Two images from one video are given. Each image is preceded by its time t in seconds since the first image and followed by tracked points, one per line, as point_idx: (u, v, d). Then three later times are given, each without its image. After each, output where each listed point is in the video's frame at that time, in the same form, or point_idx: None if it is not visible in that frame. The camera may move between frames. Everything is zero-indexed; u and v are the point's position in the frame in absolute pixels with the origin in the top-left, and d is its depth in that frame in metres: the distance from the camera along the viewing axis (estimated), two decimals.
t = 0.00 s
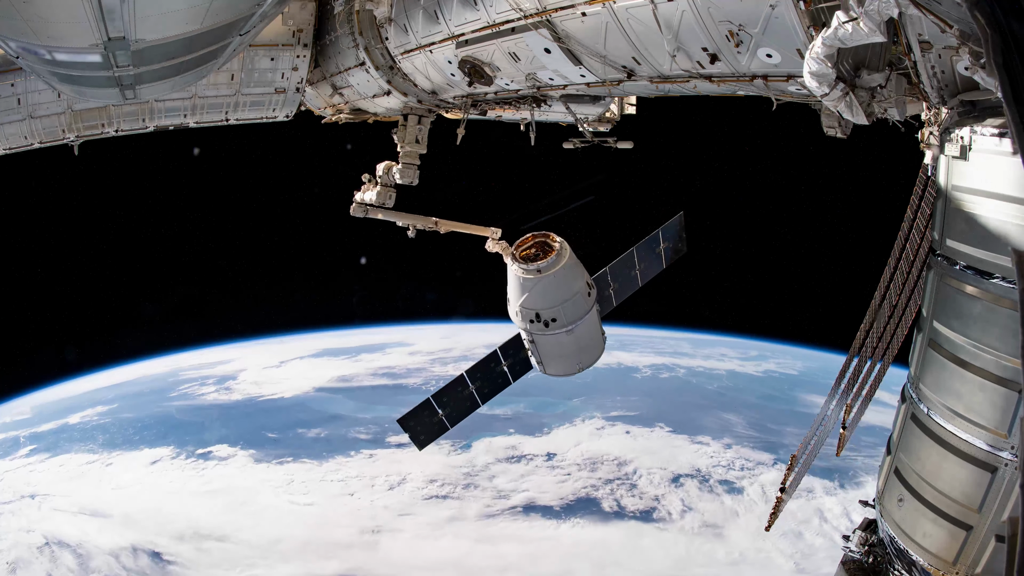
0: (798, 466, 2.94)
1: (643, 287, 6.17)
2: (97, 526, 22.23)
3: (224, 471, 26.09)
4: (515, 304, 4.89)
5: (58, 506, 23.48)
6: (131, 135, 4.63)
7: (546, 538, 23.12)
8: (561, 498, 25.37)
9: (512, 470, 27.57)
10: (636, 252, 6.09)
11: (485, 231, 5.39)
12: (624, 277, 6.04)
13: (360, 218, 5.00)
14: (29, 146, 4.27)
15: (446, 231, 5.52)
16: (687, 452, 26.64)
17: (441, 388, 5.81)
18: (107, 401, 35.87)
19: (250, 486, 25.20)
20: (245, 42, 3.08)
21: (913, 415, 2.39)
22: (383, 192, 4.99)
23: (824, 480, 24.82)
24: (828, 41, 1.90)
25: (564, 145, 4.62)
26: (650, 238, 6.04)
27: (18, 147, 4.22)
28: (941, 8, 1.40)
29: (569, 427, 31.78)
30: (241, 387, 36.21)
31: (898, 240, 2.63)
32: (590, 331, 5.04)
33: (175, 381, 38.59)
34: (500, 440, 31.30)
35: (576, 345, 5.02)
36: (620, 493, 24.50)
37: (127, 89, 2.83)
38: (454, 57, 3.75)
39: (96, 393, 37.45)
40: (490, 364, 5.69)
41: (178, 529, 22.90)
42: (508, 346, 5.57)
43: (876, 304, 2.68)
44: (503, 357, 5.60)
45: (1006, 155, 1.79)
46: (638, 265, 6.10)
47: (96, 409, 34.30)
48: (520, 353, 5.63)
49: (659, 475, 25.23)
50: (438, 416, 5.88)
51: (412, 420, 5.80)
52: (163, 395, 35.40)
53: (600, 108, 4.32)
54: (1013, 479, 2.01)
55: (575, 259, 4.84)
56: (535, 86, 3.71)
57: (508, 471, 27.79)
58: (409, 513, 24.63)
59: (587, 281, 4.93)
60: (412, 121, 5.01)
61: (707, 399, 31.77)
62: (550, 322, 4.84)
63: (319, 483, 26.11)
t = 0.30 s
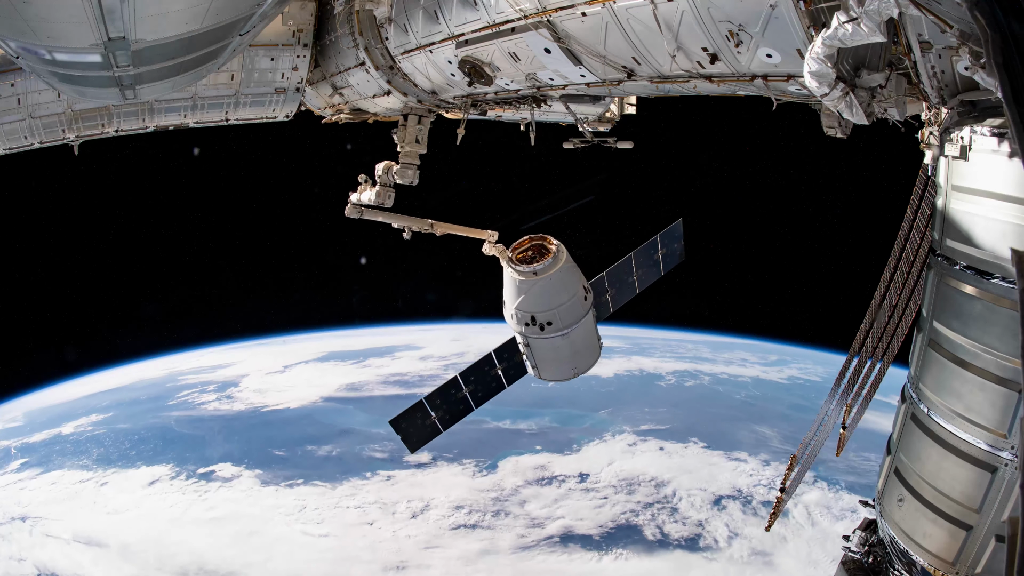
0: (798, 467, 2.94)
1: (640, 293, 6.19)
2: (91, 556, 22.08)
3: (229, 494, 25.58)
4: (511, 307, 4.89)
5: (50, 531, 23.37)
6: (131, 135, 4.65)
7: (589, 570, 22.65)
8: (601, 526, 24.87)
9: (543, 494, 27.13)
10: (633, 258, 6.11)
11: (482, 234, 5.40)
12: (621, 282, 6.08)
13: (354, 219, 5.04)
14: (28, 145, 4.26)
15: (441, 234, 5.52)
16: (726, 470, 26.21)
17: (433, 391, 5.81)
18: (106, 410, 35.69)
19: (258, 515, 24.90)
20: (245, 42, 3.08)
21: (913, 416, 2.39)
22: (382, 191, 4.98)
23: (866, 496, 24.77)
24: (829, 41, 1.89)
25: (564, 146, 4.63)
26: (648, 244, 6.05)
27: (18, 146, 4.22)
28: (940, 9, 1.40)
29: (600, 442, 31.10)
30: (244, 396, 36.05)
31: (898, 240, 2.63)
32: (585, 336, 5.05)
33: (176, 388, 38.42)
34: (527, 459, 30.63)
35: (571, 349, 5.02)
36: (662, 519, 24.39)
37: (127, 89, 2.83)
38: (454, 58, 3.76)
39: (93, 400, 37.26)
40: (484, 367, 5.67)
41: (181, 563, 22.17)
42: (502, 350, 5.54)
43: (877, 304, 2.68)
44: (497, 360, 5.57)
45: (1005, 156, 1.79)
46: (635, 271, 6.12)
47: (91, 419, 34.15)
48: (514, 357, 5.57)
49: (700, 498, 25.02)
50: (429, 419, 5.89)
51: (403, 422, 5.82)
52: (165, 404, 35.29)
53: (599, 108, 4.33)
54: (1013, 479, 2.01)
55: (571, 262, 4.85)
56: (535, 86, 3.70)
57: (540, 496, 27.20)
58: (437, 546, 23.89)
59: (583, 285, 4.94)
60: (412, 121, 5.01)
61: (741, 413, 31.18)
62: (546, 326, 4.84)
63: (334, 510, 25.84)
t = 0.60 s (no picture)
0: (798, 467, 2.94)
1: (637, 300, 6.18)
2: None
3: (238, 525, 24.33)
4: (507, 309, 4.89)
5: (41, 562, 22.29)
6: (131, 135, 4.65)
7: None
8: (648, 558, 23.49)
9: (582, 523, 25.72)
10: (632, 264, 6.11)
11: (478, 237, 5.40)
12: (620, 288, 6.07)
13: (348, 220, 5.09)
14: (28, 145, 4.26)
15: (436, 236, 5.53)
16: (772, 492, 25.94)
17: (427, 393, 5.80)
18: (103, 421, 35.27)
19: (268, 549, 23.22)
20: (245, 43, 3.08)
21: (913, 416, 2.39)
22: (381, 191, 4.97)
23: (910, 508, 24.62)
24: (829, 41, 1.89)
25: (564, 145, 4.63)
26: (647, 250, 6.06)
27: (18, 146, 4.21)
28: (940, 8, 1.40)
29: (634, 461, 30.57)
30: (246, 408, 35.76)
31: (898, 240, 2.63)
32: (580, 341, 5.06)
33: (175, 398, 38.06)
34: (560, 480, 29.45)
35: (566, 354, 5.02)
36: (712, 549, 23.60)
37: (127, 90, 2.84)
38: (454, 58, 3.76)
39: (90, 410, 36.84)
40: (478, 370, 5.68)
41: None
42: (497, 354, 5.56)
43: (877, 304, 2.68)
44: (492, 364, 5.60)
45: (1005, 157, 1.79)
46: (633, 277, 6.12)
47: (85, 431, 33.72)
48: (509, 361, 5.62)
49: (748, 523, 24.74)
50: (422, 422, 5.88)
51: (395, 423, 5.81)
52: (164, 416, 34.88)
53: (599, 108, 4.34)
54: (1013, 478, 2.01)
55: (568, 265, 4.86)
56: (535, 86, 3.71)
57: (578, 524, 25.61)
58: None
59: (579, 288, 4.94)
60: (412, 121, 5.01)
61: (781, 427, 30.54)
62: (541, 329, 4.84)
63: (353, 544, 24.18)
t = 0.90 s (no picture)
0: (797, 467, 2.94)
1: (634, 306, 6.20)
2: None
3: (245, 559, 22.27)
4: (502, 312, 4.88)
5: None
6: (131, 135, 4.67)
7: None
8: None
9: (625, 554, 23.85)
10: (629, 270, 6.10)
11: (475, 240, 5.41)
12: (615, 294, 6.09)
13: (343, 221, 5.15)
14: (28, 145, 4.27)
15: (432, 238, 5.55)
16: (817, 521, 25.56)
17: (420, 396, 5.79)
18: (99, 432, 34.66)
19: None
20: (245, 43, 3.09)
21: (913, 415, 2.39)
22: (381, 191, 4.98)
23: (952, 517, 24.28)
24: (829, 41, 1.89)
25: (564, 145, 4.63)
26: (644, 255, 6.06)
27: (18, 146, 4.22)
28: (941, 8, 1.40)
29: (674, 483, 29.52)
30: (248, 421, 35.29)
31: (898, 240, 2.63)
32: (576, 345, 5.06)
33: (174, 408, 37.52)
34: (598, 506, 27.91)
35: (561, 358, 5.03)
36: None
37: (127, 89, 2.84)
38: (454, 58, 3.76)
39: (85, 421, 36.18)
40: (473, 373, 5.68)
41: None
42: (493, 357, 5.59)
43: (877, 304, 2.68)
44: (487, 367, 5.63)
45: (1004, 159, 1.80)
46: (630, 283, 6.12)
47: (80, 444, 33.05)
48: (504, 365, 5.66)
49: (795, 549, 24.43)
50: (415, 424, 5.88)
51: (387, 425, 5.81)
52: (164, 431, 34.22)
53: (599, 108, 4.34)
54: (1013, 478, 2.01)
55: (564, 268, 4.85)
56: (535, 86, 3.71)
57: (623, 556, 23.75)
58: None
59: (575, 292, 4.93)
60: (412, 121, 5.01)
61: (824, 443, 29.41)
62: (537, 332, 4.84)
63: None
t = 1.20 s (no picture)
0: (797, 467, 2.94)
1: (631, 313, 6.21)
2: None
3: None
4: (498, 315, 4.88)
5: None
6: (131, 135, 4.68)
7: None
8: None
9: None
10: (627, 276, 6.12)
11: (471, 243, 5.42)
12: (613, 300, 6.09)
13: (338, 224, 5.19)
14: (28, 145, 4.28)
15: (428, 240, 5.56)
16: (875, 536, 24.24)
17: (413, 398, 5.80)
18: (93, 446, 33.81)
19: None
20: (246, 43, 3.09)
21: (913, 415, 2.39)
22: (380, 190, 4.98)
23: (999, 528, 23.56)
24: (829, 41, 1.89)
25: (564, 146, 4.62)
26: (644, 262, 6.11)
27: (18, 146, 4.23)
28: (940, 9, 1.40)
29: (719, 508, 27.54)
30: (252, 435, 34.46)
31: (898, 241, 2.63)
32: (571, 351, 5.06)
33: (173, 421, 36.67)
34: (641, 535, 25.95)
35: (557, 363, 5.02)
36: None
37: (127, 89, 2.84)
38: (454, 58, 3.75)
39: (79, 434, 35.19)
40: (466, 377, 5.66)
41: None
42: (486, 360, 5.53)
43: (877, 305, 2.68)
44: (481, 371, 5.57)
45: (1003, 158, 1.80)
46: (627, 290, 6.14)
47: (73, 459, 32.12)
48: (498, 369, 5.56)
49: None
50: (408, 426, 5.90)
51: (380, 427, 5.81)
52: (162, 448, 33.11)
53: (600, 108, 4.33)
54: (1013, 478, 2.01)
55: (561, 271, 4.86)
56: (535, 86, 3.70)
57: None
58: None
59: (572, 296, 4.94)
60: (412, 121, 5.00)
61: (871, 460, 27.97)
62: (532, 336, 4.84)
63: None
